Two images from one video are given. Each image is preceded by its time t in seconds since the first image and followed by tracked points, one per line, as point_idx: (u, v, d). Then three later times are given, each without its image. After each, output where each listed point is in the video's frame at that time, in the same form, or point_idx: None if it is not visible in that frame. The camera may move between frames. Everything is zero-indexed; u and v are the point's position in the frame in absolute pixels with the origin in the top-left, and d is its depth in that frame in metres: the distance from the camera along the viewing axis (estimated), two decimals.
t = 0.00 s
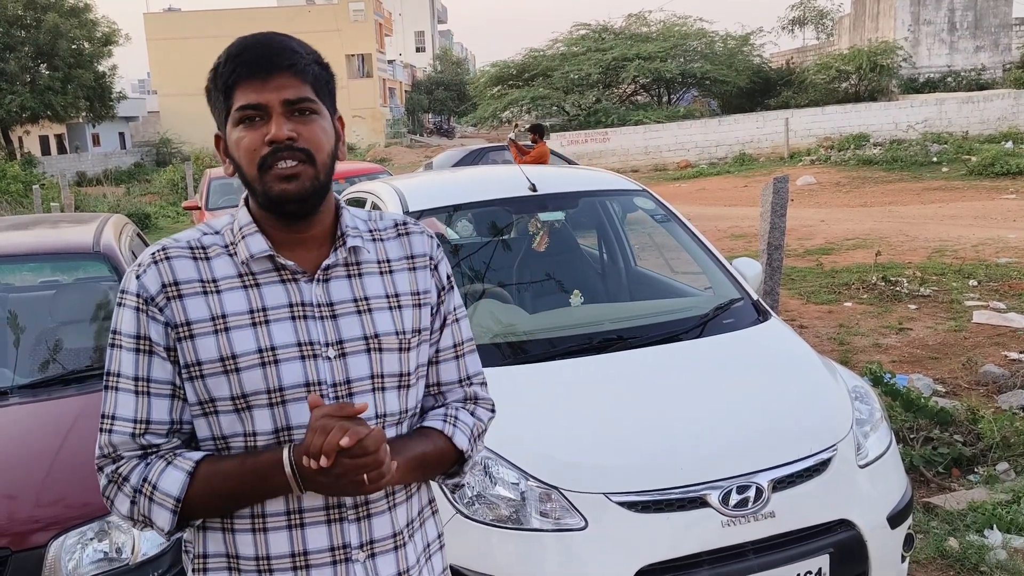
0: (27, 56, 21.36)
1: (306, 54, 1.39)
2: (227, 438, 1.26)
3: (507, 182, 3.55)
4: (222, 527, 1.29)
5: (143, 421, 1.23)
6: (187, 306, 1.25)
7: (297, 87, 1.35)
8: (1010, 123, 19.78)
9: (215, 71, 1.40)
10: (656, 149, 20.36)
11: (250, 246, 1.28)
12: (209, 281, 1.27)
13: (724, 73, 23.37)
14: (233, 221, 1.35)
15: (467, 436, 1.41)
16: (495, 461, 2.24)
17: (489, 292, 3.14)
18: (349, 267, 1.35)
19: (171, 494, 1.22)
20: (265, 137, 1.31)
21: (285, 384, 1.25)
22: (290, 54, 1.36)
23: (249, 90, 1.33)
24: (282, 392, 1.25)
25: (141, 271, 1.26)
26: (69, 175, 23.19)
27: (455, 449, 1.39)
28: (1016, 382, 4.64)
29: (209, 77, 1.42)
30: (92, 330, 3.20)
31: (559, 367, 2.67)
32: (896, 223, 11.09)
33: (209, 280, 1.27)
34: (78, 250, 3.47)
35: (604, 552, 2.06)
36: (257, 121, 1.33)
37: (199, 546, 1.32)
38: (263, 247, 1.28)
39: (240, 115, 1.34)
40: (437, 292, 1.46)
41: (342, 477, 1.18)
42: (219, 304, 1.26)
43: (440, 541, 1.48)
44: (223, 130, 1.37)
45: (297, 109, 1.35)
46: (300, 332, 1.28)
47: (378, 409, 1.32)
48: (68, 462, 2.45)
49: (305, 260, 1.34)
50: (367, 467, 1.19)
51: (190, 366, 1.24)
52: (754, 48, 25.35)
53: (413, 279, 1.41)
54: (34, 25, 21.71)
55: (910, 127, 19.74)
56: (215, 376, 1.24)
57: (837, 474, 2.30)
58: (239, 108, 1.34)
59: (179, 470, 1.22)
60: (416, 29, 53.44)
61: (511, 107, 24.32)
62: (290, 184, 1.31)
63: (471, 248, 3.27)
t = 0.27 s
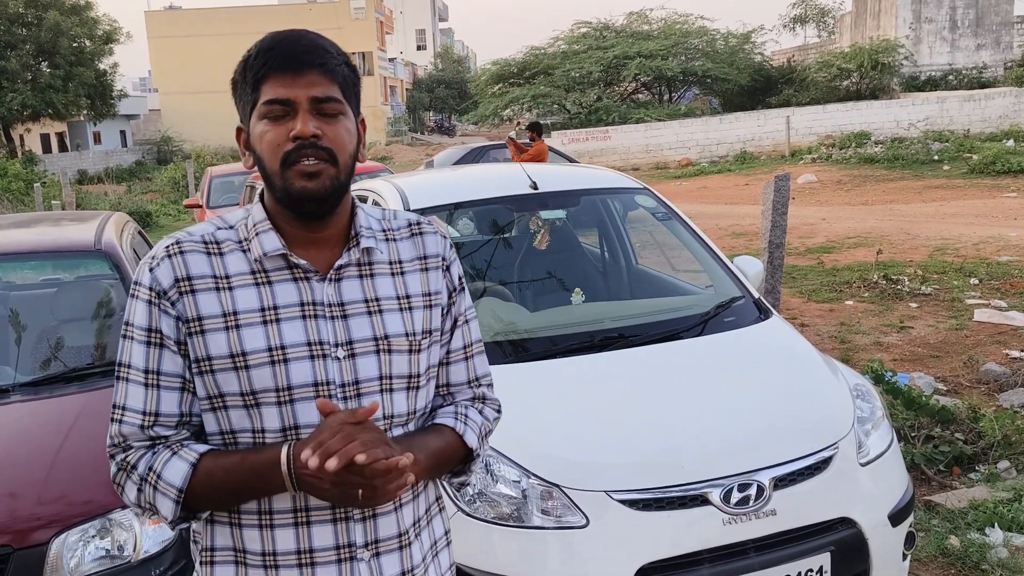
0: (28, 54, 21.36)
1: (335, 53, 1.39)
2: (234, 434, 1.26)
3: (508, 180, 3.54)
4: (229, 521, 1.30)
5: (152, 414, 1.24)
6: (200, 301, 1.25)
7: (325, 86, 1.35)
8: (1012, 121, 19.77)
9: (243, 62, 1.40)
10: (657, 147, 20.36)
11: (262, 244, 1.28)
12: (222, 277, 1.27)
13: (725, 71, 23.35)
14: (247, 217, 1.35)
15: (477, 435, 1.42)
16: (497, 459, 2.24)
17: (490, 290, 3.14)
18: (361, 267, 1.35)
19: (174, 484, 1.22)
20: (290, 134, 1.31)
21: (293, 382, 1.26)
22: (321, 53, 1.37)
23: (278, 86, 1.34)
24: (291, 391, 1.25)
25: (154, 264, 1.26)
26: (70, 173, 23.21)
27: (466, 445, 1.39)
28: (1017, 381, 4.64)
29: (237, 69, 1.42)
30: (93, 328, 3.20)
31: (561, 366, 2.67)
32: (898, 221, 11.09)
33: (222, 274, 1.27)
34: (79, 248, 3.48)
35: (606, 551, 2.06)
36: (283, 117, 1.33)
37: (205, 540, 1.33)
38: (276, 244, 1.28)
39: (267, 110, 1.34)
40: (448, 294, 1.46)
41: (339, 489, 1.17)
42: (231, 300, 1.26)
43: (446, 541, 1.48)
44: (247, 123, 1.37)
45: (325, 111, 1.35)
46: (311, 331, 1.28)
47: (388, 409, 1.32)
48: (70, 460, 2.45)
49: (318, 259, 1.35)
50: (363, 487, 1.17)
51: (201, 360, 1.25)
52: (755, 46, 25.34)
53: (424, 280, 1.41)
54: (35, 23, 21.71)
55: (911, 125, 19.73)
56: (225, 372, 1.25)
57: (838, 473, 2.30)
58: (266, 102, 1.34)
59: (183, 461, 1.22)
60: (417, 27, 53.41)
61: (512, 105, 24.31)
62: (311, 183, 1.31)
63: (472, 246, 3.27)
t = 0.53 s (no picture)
0: (29, 52, 21.36)
1: (341, 54, 1.39)
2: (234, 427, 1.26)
3: (510, 178, 3.54)
4: (231, 516, 1.29)
5: (151, 404, 1.22)
6: (205, 295, 1.25)
7: (329, 87, 1.35)
8: (1013, 120, 19.76)
9: (248, 62, 1.40)
10: (658, 146, 20.35)
11: (269, 242, 1.29)
12: (228, 272, 1.27)
13: (726, 69, 23.33)
14: (254, 213, 1.35)
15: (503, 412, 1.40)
16: (498, 458, 2.25)
17: (491, 288, 3.14)
18: (366, 265, 1.35)
19: (152, 455, 1.18)
20: (293, 136, 1.31)
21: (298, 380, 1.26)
22: (325, 56, 1.37)
23: (283, 89, 1.34)
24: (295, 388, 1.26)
25: (160, 256, 1.26)
26: (71, 171, 23.22)
27: (494, 423, 1.37)
28: (1018, 380, 4.64)
29: (242, 69, 1.42)
30: (94, 326, 3.20)
31: (562, 363, 2.67)
32: (899, 219, 11.08)
33: (228, 270, 1.27)
34: (80, 246, 3.47)
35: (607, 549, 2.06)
36: (287, 119, 1.33)
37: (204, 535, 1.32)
38: (282, 242, 1.29)
39: (271, 112, 1.34)
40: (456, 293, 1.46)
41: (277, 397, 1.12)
42: (236, 296, 1.26)
43: (449, 541, 1.48)
44: (253, 124, 1.37)
45: (328, 110, 1.35)
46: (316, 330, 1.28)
47: (390, 407, 1.32)
48: (71, 457, 2.45)
49: (324, 258, 1.36)
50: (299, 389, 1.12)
51: (207, 352, 1.25)
52: (756, 44, 25.32)
53: (430, 279, 1.41)
54: (36, 21, 21.69)
55: (912, 123, 19.73)
56: (231, 366, 1.25)
57: (840, 471, 2.30)
58: (271, 104, 1.34)
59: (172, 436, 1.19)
60: (418, 25, 53.38)
61: (513, 103, 24.29)
62: (315, 184, 1.31)
63: (473, 243, 3.26)
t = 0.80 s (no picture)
0: (30, 50, 21.35)
1: (323, 45, 1.41)
2: (236, 431, 1.26)
3: (511, 177, 3.54)
4: (232, 519, 1.29)
5: (156, 407, 1.22)
6: (207, 295, 1.25)
7: (319, 73, 1.36)
8: (1015, 119, 19.73)
9: (235, 66, 1.41)
10: (659, 144, 20.34)
11: (271, 239, 1.28)
12: (230, 272, 1.27)
13: (728, 68, 23.30)
14: (255, 214, 1.35)
15: (496, 423, 1.41)
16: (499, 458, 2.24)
17: (492, 287, 3.14)
18: (368, 264, 1.34)
19: (172, 475, 1.19)
20: (292, 124, 1.31)
21: (301, 378, 1.26)
22: (310, 45, 1.39)
23: (274, 80, 1.34)
24: (297, 386, 1.25)
25: (163, 257, 1.26)
26: (72, 169, 23.23)
27: (484, 435, 1.38)
28: (1020, 380, 4.64)
29: (229, 74, 1.44)
30: (95, 324, 3.20)
31: (563, 363, 2.67)
32: (900, 219, 11.07)
33: (230, 270, 1.27)
34: (81, 244, 3.47)
35: (608, 549, 2.06)
36: (282, 109, 1.34)
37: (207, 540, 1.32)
38: (285, 239, 1.29)
39: (265, 104, 1.34)
40: (457, 290, 1.46)
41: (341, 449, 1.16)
42: (238, 295, 1.26)
43: (452, 543, 1.48)
44: (247, 124, 1.37)
45: (321, 96, 1.36)
46: (318, 327, 1.27)
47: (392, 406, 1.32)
48: (72, 456, 2.45)
49: (327, 254, 1.34)
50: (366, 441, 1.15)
51: (206, 353, 1.25)
52: (757, 43, 25.29)
53: (431, 277, 1.41)
54: (37, 19, 21.67)
55: (914, 122, 19.71)
56: (230, 368, 1.25)
57: (842, 471, 2.30)
58: (264, 98, 1.34)
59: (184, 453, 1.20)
60: (419, 23, 53.33)
61: (514, 102, 24.27)
62: (320, 170, 1.31)
63: (475, 242, 3.26)
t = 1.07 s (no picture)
0: (32, 49, 21.35)
1: (314, 44, 1.39)
2: (238, 434, 1.26)
3: (512, 177, 3.54)
4: (233, 522, 1.30)
5: (157, 414, 1.23)
6: (203, 299, 1.25)
7: (310, 77, 1.35)
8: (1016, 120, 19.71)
9: (226, 69, 1.40)
10: (661, 145, 20.34)
11: (267, 242, 1.28)
12: (226, 275, 1.27)
13: (729, 68, 23.29)
14: (251, 216, 1.35)
15: (480, 438, 1.41)
16: (501, 457, 2.24)
17: (494, 287, 3.13)
18: (366, 264, 1.34)
19: (183, 488, 1.21)
20: (282, 130, 1.31)
21: (298, 380, 1.25)
22: (299, 45, 1.36)
23: (263, 85, 1.33)
24: (295, 389, 1.25)
25: (158, 263, 1.26)
26: (74, 168, 23.26)
27: (466, 451, 1.39)
28: (1022, 381, 4.64)
29: (221, 76, 1.42)
30: (96, 324, 3.20)
31: (565, 364, 2.66)
32: (901, 219, 11.06)
33: (226, 273, 1.27)
34: (83, 244, 3.47)
35: (609, 550, 2.06)
36: (271, 115, 1.33)
37: (209, 540, 1.32)
38: (280, 242, 1.28)
39: (255, 110, 1.34)
40: (454, 292, 1.45)
41: (355, 486, 1.18)
42: (235, 299, 1.26)
43: (449, 544, 1.48)
44: (239, 128, 1.37)
45: (311, 100, 1.34)
46: (315, 329, 1.27)
47: (391, 407, 1.32)
48: (74, 456, 2.45)
49: (322, 257, 1.34)
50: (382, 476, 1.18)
51: (205, 359, 1.24)
52: (759, 44, 25.29)
53: (429, 278, 1.40)
54: (38, 19, 21.67)
55: (915, 123, 19.71)
56: (229, 371, 1.24)
57: (844, 471, 2.30)
58: (254, 103, 1.33)
59: (191, 465, 1.22)
60: (420, 23, 53.34)
61: (516, 102, 24.26)
62: (310, 176, 1.31)
63: (475, 242, 3.26)
